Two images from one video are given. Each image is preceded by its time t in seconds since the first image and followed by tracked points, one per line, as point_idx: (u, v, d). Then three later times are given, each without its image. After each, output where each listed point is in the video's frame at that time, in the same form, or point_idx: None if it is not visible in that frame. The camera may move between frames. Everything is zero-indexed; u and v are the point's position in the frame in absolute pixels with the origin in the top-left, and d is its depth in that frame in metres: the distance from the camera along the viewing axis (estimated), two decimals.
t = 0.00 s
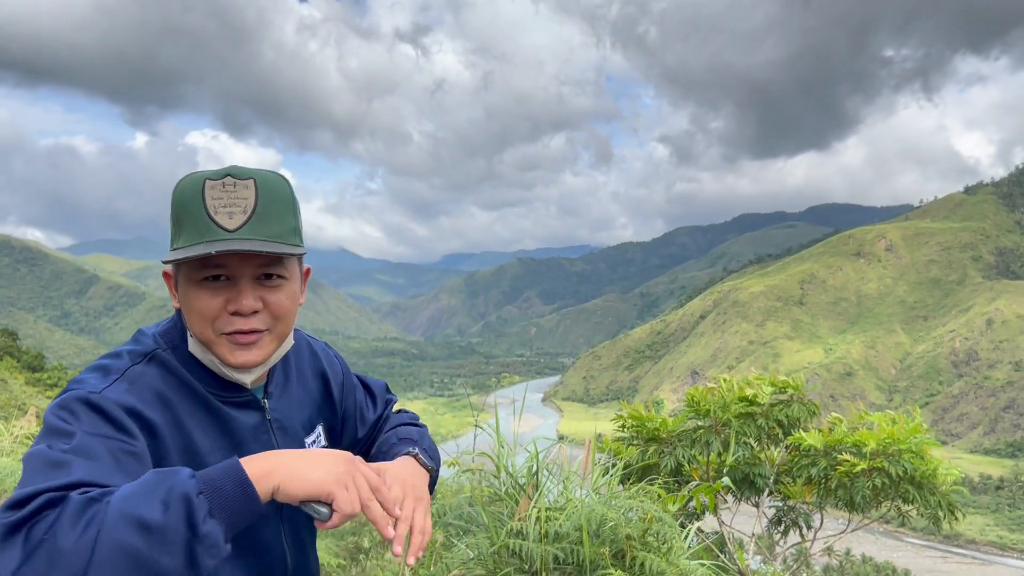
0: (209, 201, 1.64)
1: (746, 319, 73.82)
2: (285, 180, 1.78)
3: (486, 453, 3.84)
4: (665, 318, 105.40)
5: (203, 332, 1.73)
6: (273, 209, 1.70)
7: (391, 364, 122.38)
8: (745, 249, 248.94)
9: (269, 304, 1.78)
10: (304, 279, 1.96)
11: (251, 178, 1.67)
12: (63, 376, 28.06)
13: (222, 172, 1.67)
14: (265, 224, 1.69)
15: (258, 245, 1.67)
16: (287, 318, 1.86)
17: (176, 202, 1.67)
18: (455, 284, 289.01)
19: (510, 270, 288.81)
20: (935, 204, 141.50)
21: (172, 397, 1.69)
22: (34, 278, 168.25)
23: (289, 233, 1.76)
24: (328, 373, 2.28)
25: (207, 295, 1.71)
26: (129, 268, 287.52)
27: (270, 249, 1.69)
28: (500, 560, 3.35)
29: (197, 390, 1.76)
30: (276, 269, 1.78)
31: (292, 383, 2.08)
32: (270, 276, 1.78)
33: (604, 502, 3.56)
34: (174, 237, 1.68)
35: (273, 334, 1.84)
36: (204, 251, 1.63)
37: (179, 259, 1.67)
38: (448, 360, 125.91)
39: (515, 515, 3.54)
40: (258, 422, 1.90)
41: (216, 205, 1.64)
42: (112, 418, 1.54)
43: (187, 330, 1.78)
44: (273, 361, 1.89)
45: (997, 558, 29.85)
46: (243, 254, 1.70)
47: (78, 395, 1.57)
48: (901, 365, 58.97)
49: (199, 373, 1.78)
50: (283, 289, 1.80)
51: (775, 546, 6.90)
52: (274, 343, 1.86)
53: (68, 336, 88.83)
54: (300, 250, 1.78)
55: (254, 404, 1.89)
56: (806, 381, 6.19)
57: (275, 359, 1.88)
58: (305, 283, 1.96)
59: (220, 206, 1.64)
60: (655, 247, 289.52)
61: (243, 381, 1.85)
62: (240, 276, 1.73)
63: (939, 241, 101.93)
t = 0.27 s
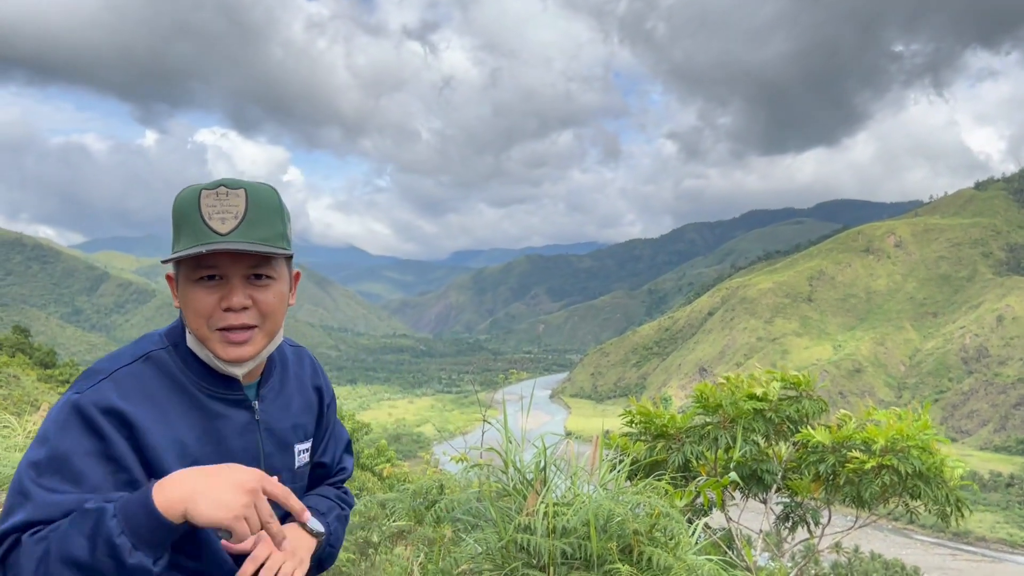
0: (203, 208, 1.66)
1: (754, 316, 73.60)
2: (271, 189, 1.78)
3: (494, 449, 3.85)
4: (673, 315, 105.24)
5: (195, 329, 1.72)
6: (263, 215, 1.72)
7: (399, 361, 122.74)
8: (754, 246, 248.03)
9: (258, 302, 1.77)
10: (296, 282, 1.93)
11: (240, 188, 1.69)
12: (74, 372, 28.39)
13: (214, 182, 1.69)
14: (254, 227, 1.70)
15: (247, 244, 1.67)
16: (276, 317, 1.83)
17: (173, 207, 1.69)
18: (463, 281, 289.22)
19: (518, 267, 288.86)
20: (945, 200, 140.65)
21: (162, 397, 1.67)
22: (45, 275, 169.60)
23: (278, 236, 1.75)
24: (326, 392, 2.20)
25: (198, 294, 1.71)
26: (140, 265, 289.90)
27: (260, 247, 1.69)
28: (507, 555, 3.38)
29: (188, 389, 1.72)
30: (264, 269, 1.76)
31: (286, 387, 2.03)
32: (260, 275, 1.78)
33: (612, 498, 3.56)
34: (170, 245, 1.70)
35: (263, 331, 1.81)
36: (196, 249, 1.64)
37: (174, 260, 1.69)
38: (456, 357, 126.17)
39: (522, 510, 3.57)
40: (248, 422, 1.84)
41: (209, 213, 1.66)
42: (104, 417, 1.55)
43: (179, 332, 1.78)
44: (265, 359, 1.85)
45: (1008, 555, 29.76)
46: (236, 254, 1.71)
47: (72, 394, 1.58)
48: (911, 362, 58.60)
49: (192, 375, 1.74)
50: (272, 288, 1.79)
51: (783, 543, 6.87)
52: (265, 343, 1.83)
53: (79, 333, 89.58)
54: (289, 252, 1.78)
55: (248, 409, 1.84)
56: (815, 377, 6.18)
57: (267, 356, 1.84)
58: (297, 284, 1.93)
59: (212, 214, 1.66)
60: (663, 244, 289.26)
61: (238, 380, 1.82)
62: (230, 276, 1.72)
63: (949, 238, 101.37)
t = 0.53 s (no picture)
0: (272, 267, 1.68)
1: (768, 313, 73.07)
2: (338, 266, 1.79)
3: (509, 446, 3.86)
4: (686, 313, 104.92)
5: (224, 375, 1.70)
6: (323, 287, 1.72)
7: (411, 359, 123.10)
8: (767, 243, 246.48)
9: (287, 368, 1.74)
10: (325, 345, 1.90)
11: (315, 263, 1.71)
12: (89, 371, 28.72)
13: (288, 248, 1.72)
14: (313, 295, 1.71)
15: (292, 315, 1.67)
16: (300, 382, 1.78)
17: (239, 258, 1.70)
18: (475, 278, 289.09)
19: (529, 265, 288.97)
20: (961, 195, 139.22)
21: (181, 427, 1.65)
22: (61, 274, 171.64)
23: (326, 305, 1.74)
24: (329, 418, 2.17)
25: (234, 341, 1.70)
26: (155, 263, 292.55)
27: (304, 319, 1.69)
28: (522, 552, 3.39)
29: (205, 425, 1.68)
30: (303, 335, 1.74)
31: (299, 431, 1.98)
32: (298, 342, 1.75)
33: (626, 495, 3.57)
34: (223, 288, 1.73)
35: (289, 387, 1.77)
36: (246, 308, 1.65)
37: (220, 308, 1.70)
38: (468, 355, 126.38)
39: (537, 507, 3.59)
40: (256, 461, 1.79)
41: (276, 278, 1.67)
42: (123, 449, 1.54)
43: (204, 362, 1.76)
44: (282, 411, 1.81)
45: None
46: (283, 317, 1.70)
47: (90, 416, 1.57)
48: (926, 360, 57.95)
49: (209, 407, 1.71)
50: (305, 356, 1.75)
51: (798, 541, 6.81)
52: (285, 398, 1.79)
53: (94, 331, 90.57)
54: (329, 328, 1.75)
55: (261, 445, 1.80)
56: (832, 374, 6.14)
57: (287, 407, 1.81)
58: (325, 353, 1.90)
59: (282, 281, 1.69)
60: (674, 241, 288.48)
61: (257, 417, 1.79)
62: (270, 331, 1.72)
63: (965, 234, 100.33)
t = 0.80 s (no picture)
0: (301, 286, 1.66)
1: (784, 311, 72.46)
2: (363, 285, 1.76)
3: (526, 443, 3.87)
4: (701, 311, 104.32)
5: (255, 385, 1.70)
6: (356, 301, 1.71)
7: (426, 357, 123.51)
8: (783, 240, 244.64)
9: (325, 371, 1.76)
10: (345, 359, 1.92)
11: (343, 273, 1.69)
12: (108, 369, 29.15)
13: (317, 261, 1.67)
14: (346, 314, 1.69)
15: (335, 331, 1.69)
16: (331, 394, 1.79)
17: (260, 271, 1.68)
18: (490, 277, 289.12)
19: (544, 263, 288.98)
20: (980, 192, 137.55)
21: (215, 416, 1.67)
22: (81, 274, 174.19)
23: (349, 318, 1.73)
24: (338, 427, 2.21)
25: (264, 356, 1.69)
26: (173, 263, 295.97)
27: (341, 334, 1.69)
28: (540, 550, 3.40)
29: (237, 423, 1.71)
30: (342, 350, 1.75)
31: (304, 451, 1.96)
32: (332, 350, 1.76)
33: (644, 494, 3.57)
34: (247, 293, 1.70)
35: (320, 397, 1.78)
36: (283, 325, 1.63)
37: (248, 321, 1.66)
38: (483, 353, 126.70)
39: (554, 505, 3.60)
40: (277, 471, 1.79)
41: (307, 296, 1.65)
42: (169, 442, 1.56)
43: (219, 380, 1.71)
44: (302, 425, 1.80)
45: None
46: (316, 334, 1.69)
47: (129, 399, 1.57)
48: (944, 358, 57.12)
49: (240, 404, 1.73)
50: (339, 360, 1.77)
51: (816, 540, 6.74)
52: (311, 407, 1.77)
53: (113, 329, 91.83)
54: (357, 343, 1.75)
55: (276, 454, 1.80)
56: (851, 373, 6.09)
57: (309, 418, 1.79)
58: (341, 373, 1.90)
59: (317, 297, 1.67)
60: (689, 239, 287.93)
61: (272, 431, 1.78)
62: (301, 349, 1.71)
63: (984, 231, 99.11)
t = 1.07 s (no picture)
0: (319, 205, 1.79)
1: (802, 310, 71.73)
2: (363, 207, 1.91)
3: (542, 444, 3.88)
4: (718, 310, 103.74)
5: (302, 313, 1.81)
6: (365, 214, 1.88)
7: (442, 356, 123.91)
8: (800, 239, 242.56)
9: (356, 293, 1.90)
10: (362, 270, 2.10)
11: (347, 194, 1.85)
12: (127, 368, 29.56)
13: (331, 188, 1.83)
14: (358, 230, 1.86)
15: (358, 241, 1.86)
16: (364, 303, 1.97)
17: (280, 201, 1.78)
18: (506, 276, 289.07)
19: (560, 262, 288.94)
20: (1001, 189, 135.62)
21: (249, 376, 1.73)
22: (101, 274, 176.72)
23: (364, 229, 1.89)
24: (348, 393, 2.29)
25: (311, 283, 1.80)
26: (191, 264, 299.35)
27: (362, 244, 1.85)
28: (557, 551, 3.42)
29: (269, 376, 1.78)
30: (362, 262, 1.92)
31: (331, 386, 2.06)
32: (355, 270, 1.91)
33: (661, 495, 3.56)
34: (262, 226, 1.78)
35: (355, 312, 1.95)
36: (317, 246, 1.75)
37: (282, 247, 1.75)
38: (499, 352, 126.95)
39: (571, 506, 3.60)
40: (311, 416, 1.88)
41: (330, 214, 1.81)
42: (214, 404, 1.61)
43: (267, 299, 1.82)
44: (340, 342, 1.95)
45: None
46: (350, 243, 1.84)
47: (165, 365, 1.61)
48: (965, 356, 56.18)
49: (274, 354, 1.82)
50: (361, 279, 1.92)
51: (834, 540, 6.70)
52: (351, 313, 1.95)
53: (132, 329, 93.02)
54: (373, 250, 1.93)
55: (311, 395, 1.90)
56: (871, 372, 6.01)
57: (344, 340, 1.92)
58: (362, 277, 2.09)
59: (334, 214, 1.82)
60: (706, 238, 287.79)
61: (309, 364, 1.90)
62: (339, 265, 1.84)
63: (1005, 229, 97.73)
